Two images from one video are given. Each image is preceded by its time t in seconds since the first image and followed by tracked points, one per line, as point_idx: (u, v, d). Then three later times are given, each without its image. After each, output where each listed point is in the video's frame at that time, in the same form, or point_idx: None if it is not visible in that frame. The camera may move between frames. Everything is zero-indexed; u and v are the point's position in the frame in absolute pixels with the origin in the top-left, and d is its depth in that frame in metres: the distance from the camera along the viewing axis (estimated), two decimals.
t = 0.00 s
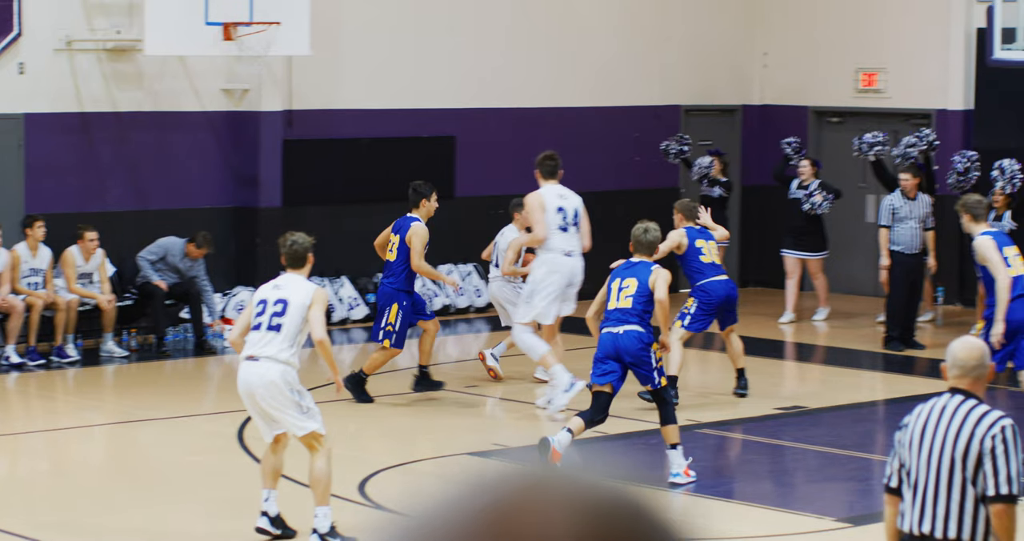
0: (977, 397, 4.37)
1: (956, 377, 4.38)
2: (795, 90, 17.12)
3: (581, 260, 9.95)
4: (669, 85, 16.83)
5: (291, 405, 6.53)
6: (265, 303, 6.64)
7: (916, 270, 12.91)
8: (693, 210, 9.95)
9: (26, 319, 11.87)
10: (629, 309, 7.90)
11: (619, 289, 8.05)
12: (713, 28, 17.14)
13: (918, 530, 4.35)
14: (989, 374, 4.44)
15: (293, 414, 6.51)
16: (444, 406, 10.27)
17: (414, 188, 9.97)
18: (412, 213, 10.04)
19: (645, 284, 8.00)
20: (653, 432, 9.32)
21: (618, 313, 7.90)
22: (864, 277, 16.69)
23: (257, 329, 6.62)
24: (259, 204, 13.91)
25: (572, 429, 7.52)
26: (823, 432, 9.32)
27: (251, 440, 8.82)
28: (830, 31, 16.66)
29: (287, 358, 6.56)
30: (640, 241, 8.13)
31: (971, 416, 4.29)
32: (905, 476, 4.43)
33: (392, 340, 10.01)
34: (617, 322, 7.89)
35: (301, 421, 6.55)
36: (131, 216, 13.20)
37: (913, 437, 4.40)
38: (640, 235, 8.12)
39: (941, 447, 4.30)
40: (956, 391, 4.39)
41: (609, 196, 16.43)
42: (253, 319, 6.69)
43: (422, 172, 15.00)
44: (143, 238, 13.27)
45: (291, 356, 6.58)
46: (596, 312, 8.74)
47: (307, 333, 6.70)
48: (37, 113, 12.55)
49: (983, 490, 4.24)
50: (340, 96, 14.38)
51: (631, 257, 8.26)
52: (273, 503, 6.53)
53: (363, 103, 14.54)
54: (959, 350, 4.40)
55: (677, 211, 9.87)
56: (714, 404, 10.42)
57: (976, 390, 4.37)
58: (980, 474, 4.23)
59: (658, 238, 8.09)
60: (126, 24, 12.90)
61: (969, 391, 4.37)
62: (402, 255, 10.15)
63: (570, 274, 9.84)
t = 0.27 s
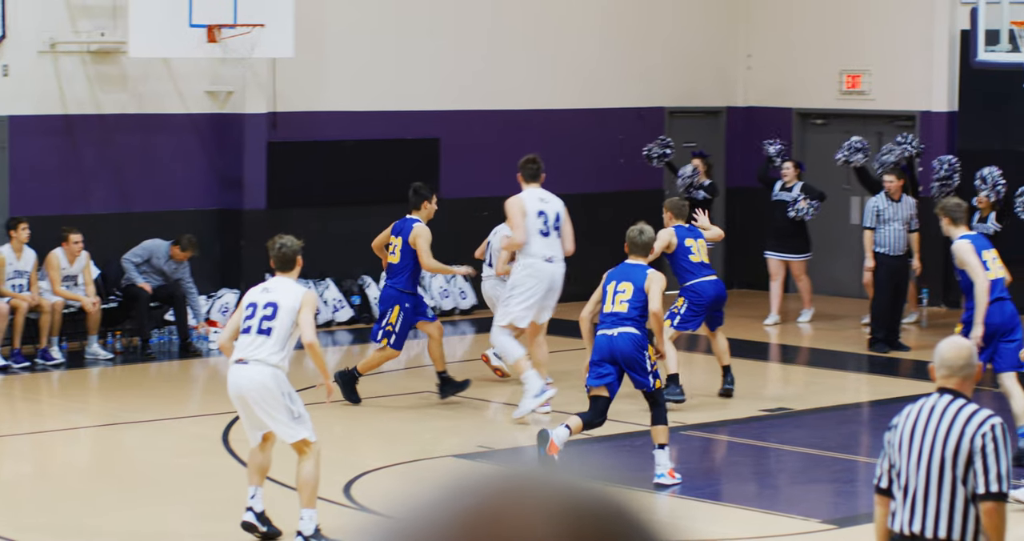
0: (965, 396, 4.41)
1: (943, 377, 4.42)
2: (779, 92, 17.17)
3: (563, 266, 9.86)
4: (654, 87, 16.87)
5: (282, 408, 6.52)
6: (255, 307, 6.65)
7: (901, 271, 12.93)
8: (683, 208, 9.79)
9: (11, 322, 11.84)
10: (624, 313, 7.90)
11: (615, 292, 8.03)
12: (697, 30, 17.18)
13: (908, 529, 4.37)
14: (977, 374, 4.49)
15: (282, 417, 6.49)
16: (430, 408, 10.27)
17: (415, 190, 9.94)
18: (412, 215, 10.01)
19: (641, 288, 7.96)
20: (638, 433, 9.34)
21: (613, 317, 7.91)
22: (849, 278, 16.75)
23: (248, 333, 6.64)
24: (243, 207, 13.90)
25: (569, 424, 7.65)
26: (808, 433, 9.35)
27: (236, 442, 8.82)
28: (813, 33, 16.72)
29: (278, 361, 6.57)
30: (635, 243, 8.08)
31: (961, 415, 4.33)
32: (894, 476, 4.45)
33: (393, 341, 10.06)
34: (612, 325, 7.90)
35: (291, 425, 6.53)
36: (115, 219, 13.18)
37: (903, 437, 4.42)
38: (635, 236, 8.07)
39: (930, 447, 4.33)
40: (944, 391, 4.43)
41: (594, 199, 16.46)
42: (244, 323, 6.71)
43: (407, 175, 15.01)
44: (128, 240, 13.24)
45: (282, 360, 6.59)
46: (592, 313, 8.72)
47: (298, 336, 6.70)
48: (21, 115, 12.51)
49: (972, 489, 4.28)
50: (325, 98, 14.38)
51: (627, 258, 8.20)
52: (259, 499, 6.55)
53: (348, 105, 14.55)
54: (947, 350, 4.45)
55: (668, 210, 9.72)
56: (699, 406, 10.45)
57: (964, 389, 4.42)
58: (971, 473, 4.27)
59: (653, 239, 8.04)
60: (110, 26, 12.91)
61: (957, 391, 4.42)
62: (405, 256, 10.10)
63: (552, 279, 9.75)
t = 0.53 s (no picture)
0: (956, 395, 4.45)
1: (935, 377, 4.47)
2: (767, 94, 17.20)
3: (547, 270, 9.79)
4: (642, 89, 16.89)
5: (273, 412, 6.53)
6: (247, 308, 6.65)
7: (888, 273, 12.96)
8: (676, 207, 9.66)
9: None
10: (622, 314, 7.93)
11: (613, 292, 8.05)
12: (685, 32, 17.21)
13: (902, 529, 4.41)
14: (968, 374, 4.52)
15: (273, 422, 6.52)
16: (419, 410, 10.27)
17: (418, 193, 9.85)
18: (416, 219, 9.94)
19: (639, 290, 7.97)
20: (627, 435, 9.36)
21: (609, 318, 7.96)
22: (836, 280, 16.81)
23: (240, 334, 6.64)
24: (231, 209, 13.89)
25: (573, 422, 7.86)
26: (795, 435, 9.38)
27: (225, 444, 8.81)
28: (800, 35, 16.76)
29: (269, 363, 6.57)
30: (632, 242, 8.03)
31: (952, 415, 4.37)
32: (887, 476, 4.49)
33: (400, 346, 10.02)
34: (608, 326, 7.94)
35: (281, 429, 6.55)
36: (103, 221, 13.16)
37: (895, 437, 4.47)
38: (632, 236, 8.03)
39: (922, 446, 4.37)
40: (936, 391, 4.47)
41: (582, 201, 16.48)
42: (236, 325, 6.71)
43: (395, 176, 15.02)
44: (115, 242, 13.22)
45: (274, 361, 6.60)
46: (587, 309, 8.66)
47: (291, 338, 6.69)
48: (7, 118, 12.47)
49: (966, 488, 4.32)
50: (312, 100, 14.37)
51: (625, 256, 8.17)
52: (246, 497, 6.57)
53: (336, 107, 14.54)
54: (938, 350, 4.49)
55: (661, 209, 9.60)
56: (687, 408, 10.47)
57: (956, 389, 4.46)
58: (964, 472, 4.31)
59: (649, 238, 7.97)
60: (97, 28, 12.90)
61: (948, 390, 4.46)
62: (411, 259, 10.05)
63: (535, 284, 9.69)
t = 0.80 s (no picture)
0: (950, 396, 4.48)
1: (928, 377, 4.49)
2: (757, 96, 17.24)
3: (533, 275, 9.73)
4: (631, 91, 16.92)
5: (263, 414, 6.53)
6: (241, 310, 6.66)
7: (879, 275, 12.99)
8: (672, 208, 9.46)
9: None
10: (622, 312, 7.93)
11: (611, 290, 8.04)
12: (675, 35, 17.24)
13: (897, 529, 4.43)
14: (962, 374, 4.55)
15: (266, 423, 6.52)
16: (409, 413, 10.27)
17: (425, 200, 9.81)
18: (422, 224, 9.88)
19: (639, 286, 7.98)
20: (617, 438, 9.37)
21: (609, 315, 7.96)
22: (825, 282, 16.85)
23: (232, 335, 6.65)
24: (221, 212, 13.88)
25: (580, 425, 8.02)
26: (785, 437, 9.40)
27: (215, 446, 8.81)
28: (789, 38, 16.81)
29: (261, 364, 6.58)
30: (629, 239, 7.99)
31: (946, 415, 4.39)
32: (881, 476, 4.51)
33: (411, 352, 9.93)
34: (607, 323, 7.95)
35: (271, 432, 6.54)
36: (93, 224, 13.14)
37: (889, 437, 4.49)
38: (629, 233, 7.98)
39: (917, 447, 4.39)
40: (930, 391, 4.49)
41: (571, 203, 16.50)
42: (229, 326, 6.72)
43: (385, 179, 15.03)
44: (105, 245, 13.19)
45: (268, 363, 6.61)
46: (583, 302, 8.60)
47: (283, 340, 6.69)
48: None
49: (960, 488, 4.34)
50: (302, 103, 14.37)
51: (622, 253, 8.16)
52: (238, 498, 6.57)
53: (326, 109, 14.54)
54: (932, 350, 4.50)
55: (655, 208, 9.42)
56: (677, 409, 10.49)
57: (949, 389, 4.49)
58: (959, 471, 4.33)
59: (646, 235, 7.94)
60: (87, 31, 12.88)
61: (942, 390, 4.48)
62: (417, 264, 9.95)
63: (519, 288, 9.66)
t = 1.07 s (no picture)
0: (945, 396, 4.48)
1: (922, 378, 4.49)
2: (747, 99, 17.28)
3: (520, 279, 9.73)
4: (622, 94, 16.95)
5: (255, 415, 6.53)
6: (234, 311, 6.68)
7: (869, 278, 13.01)
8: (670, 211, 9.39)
9: None
10: (624, 310, 8.02)
11: (611, 288, 8.12)
12: (666, 37, 17.27)
13: (893, 529, 4.46)
14: (957, 373, 4.54)
15: (257, 425, 6.52)
16: (401, 416, 10.27)
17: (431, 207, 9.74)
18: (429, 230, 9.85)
19: (639, 284, 8.08)
20: (609, 440, 9.38)
21: (609, 312, 8.04)
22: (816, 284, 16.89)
23: (226, 336, 6.67)
24: (211, 215, 13.87)
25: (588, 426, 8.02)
26: (776, 440, 9.42)
27: (206, 449, 8.80)
28: (780, 41, 16.86)
29: (254, 365, 6.58)
30: (625, 236, 8.11)
31: (941, 416, 4.41)
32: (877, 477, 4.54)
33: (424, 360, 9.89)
34: (608, 320, 8.02)
35: (263, 433, 6.54)
36: (84, 227, 13.13)
37: (884, 439, 4.51)
38: (626, 230, 8.10)
39: (912, 448, 4.41)
40: (924, 391, 4.50)
41: (562, 206, 16.52)
42: (223, 328, 6.74)
43: (377, 182, 15.05)
44: (96, 249, 13.18)
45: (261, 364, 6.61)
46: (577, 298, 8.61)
47: (278, 341, 6.70)
48: None
49: (956, 489, 4.36)
50: (293, 105, 14.38)
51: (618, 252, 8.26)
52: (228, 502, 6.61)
53: (317, 112, 14.55)
54: (926, 351, 4.49)
55: (651, 209, 9.35)
56: (669, 412, 10.50)
57: (943, 389, 4.48)
58: (954, 472, 4.35)
59: (643, 231, 8.09)
60: (78, 34, 12.86)
61: (936, 390, 4.48)
62: (424, 270, 9.88)
63: (506, 292, 9.64)
